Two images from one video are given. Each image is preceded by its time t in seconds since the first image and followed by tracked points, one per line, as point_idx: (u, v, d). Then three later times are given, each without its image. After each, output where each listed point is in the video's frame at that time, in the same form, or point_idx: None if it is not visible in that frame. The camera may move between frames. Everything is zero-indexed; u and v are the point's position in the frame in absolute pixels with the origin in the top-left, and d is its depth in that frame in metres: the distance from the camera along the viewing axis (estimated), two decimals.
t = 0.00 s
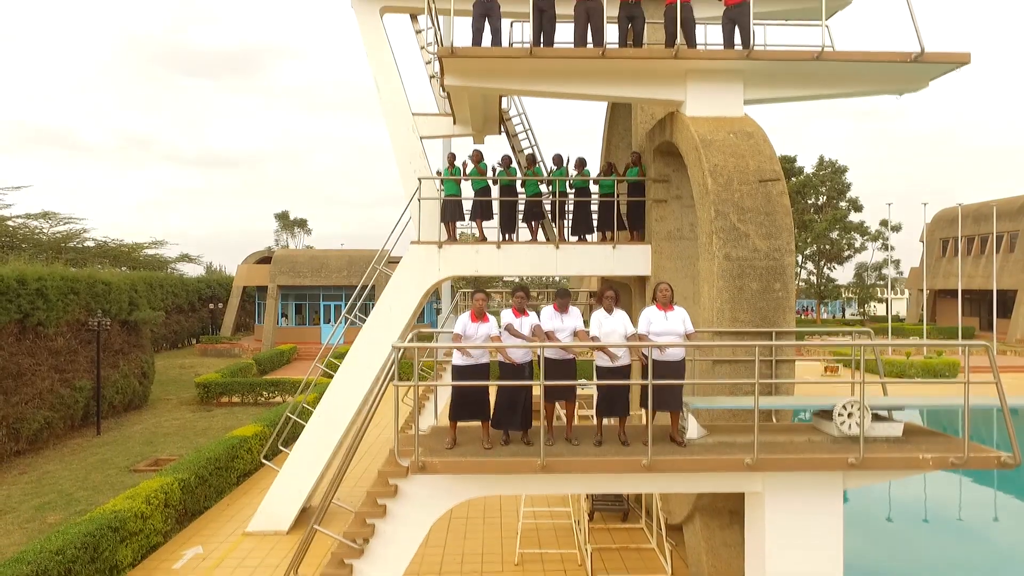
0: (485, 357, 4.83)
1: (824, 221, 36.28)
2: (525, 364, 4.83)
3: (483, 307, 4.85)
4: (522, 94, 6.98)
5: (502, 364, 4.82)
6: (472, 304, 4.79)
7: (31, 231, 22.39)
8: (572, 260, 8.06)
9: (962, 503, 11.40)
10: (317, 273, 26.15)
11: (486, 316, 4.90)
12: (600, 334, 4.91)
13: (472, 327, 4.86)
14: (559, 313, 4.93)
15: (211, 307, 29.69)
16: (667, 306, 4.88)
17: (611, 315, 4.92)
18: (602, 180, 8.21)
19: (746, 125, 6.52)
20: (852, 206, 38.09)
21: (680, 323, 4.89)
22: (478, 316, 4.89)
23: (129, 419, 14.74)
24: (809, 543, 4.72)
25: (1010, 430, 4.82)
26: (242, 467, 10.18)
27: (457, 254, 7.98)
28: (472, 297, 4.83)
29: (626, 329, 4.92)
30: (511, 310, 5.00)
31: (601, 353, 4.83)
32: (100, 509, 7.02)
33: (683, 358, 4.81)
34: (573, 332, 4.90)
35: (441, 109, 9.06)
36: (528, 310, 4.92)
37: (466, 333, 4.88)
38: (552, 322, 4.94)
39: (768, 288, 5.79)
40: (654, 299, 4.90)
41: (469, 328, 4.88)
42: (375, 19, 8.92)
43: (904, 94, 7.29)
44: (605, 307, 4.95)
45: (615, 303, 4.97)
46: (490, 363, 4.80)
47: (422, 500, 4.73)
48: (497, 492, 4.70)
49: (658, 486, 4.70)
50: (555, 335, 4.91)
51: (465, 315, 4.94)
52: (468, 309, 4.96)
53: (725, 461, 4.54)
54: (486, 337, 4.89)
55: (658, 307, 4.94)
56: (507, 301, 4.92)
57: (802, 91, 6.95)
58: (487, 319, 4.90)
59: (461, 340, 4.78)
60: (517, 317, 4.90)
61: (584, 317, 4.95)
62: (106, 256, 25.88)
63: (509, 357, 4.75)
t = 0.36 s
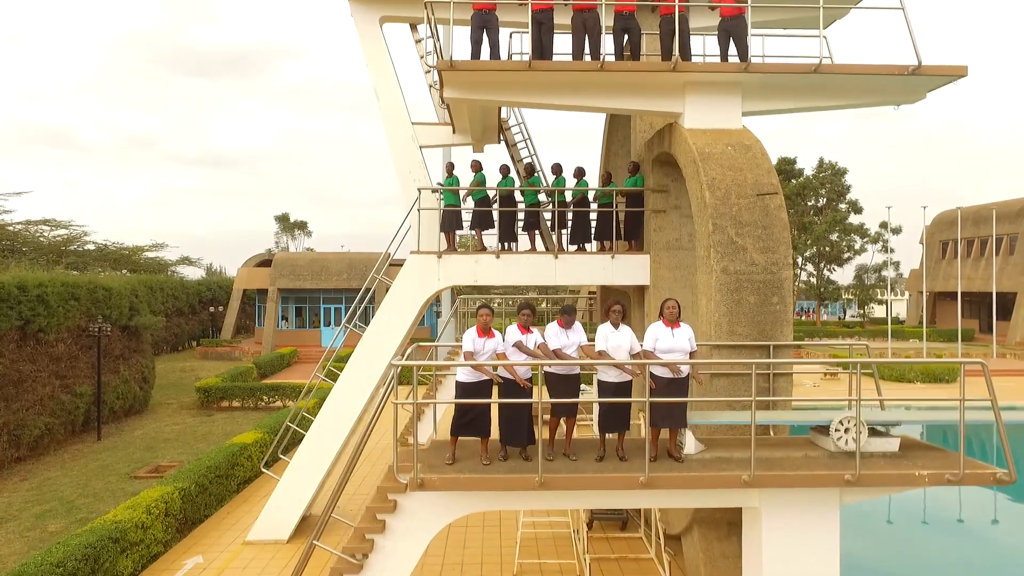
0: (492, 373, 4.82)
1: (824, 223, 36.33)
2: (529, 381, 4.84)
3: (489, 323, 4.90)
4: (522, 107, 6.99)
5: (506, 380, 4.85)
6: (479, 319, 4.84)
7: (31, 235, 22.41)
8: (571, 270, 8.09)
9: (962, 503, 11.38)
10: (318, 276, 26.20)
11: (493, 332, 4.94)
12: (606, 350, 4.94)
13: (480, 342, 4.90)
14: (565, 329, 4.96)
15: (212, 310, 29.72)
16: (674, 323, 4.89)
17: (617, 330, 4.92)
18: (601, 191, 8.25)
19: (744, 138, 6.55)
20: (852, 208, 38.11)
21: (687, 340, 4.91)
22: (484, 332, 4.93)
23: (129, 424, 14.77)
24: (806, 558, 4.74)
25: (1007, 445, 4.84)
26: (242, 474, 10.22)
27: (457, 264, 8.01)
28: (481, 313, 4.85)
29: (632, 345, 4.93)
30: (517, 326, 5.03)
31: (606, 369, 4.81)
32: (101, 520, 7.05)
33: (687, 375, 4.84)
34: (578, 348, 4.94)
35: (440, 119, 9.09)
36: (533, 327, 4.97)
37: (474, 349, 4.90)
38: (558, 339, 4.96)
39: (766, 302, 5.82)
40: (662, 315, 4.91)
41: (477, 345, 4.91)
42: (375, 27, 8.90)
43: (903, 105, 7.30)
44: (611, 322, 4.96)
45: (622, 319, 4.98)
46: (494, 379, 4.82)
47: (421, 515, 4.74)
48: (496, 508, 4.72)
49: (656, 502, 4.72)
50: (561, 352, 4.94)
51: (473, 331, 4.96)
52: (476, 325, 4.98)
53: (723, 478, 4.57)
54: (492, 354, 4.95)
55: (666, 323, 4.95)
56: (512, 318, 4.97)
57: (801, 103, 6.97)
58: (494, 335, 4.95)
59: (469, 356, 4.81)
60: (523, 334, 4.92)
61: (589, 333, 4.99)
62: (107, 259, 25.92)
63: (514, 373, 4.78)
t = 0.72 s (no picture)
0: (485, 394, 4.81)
1: (824, 225, 36.34)
2: (525, 400, 4.84)
3: (480, 342, 4.89)
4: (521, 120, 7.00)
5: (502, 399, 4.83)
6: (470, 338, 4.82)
7: (32, 240, 22.43)
8: (570, 282, 8.11)
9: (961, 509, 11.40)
10: (318, 280, 26.24)
11: (484, 350, 4.93)
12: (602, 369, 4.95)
13: (471, 361, 4.87)
14: (560, 348, 4.93)
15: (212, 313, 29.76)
16: (669, 342, 4.93)
17: (614, 350, 4.94)
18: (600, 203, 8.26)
19: (743, 152, 6.56)
20: (852, 210, 38.12)
21: (682, 359, 4.93)
22: (475, 350, 4.91)
23: (129, 431, 14.79)
24: None
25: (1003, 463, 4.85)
26: (242, 483, 10.25)
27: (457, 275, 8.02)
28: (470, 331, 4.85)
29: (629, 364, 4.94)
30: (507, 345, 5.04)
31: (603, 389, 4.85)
32: (101, 533, 7.07)
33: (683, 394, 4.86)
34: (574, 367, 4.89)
35: (439, 129, 9.10)
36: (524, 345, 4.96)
37: (464, 368, 4.88)
38: (552, 357, 4.93)
39: (764, 318, 5.83)
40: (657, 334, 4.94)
41: (467, 364, 4.89)
42: (374, 39, 8.93)
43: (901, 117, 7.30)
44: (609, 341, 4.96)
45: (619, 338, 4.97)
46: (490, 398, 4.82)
47: (419, 534, 4.75)
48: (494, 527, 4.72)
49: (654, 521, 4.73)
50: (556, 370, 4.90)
51: (463, 349, 4.96)
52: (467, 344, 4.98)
53: (720, 498, 4.58)
54: (483, 372, 4.90)
55: (661, 342, 4.99)
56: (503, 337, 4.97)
57: (799, 116, 6.97)
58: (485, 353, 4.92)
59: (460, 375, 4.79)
60: (512, 353, 4.96)
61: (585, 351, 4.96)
62: (108, 263, 25.98)
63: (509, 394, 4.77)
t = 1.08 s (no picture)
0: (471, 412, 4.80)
1: (826, 228, 36.30)
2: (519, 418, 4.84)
3: (462, 361, 4.88)
4: (522, 134, 6.99)
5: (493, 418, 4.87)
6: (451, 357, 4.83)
7: (34, 244, 22.44)
8: (571, 293, 8.11)
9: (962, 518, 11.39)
10: (319, 283, 26.26)
11: (465, 369, 4.92)
12: (592, 388, 4.95)
13: (452, 381, 4.88)
14: (550, 367, 4.97)
15: (214, 317, 29.79)
16: (655, 361, 4.91)
17: (604, 369, 4.93)
18: (601, 214, 8.25)
19: (743, 166, 6.56)
20: (854, 212, 38.09)
21: (668, 377, 4.91)
22: (457, 370, 4.91)
23: (131, 437, 14.80)
24: None
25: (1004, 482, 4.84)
26: (244, 492, 10.28)
27: (457, 286, 8.06)
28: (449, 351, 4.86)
29: (619, 384, 4.89)
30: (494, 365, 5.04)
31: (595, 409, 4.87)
32: (103, 546, 7.08)
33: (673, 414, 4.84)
34: (563, 387, 4.90)
35: (440, 140, 9.12)
36: (511, 364, 4.98)
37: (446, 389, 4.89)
38: (543, 376, 4.98)
39: (764, 334, 5.83)
40: (644, 353, 4.93)
41: (449, 384, 4.90)
42: (375, 50, 8.92)
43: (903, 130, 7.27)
44: (600, 360, 4.97)
45: (611, 357, 4.98)
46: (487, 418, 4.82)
47: (419, 554, 4.75)
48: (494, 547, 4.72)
49: (654, 541, 4.71)
50: (545, 390, 4.95)
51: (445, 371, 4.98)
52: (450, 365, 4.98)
53: (721, 519, 4.58)
54: (465, 392, 4.88)
55: (648, 361, 4.99)
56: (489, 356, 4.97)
57: (800, 130, 6.97)
58: (467, 372, 4.91)
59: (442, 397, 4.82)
60: (498, 373, 4.92)
61: (576, 370, 4.96)
62: (110, 266, 26.00)
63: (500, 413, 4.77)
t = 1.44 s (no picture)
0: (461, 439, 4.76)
1: (827, 230, 36.27)
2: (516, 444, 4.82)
3: (452, 386, 4.89)
4: (523, 150, 6.96)
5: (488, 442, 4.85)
6: (442, 382, 4.85)
7: (34, 249, 22.43)
8: (572, 307, 8.09)
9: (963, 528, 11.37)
10: (320, 288, 26.26)
11: (455, 394, 4.92)
12: (585, 413, 4.92)
13: (442, 406, 4.89)
14: (546, 391, 4.95)
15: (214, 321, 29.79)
16: (646, 386, 4.85)
17: (598, 394, 4.89)
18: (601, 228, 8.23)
19: (744, 184, 6.53)
20: (855, 215, 38.06)
21: (659, 402, 4.86)
22: (448, 395, 4.93)
23: (131, 445, 14.80)
24: None
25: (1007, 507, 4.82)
26: (244, 503, 10.27)
27: (457, 301, 8.04)
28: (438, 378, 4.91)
29: (614, 408, 4.87)
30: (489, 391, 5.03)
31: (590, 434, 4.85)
32: (102, 564, 7.07)
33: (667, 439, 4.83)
34: (557, 412, 4.87)
35: (440, 153, 9.11)
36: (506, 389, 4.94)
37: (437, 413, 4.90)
38: (539, 400, 4.96)
39: (765, 354, 5.81)
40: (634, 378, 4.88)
41: (439, 409, 4.91)
42: (376, 63, 8.89)
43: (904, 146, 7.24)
44: (594, 384, 4.92)
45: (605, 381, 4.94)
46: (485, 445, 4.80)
47: None
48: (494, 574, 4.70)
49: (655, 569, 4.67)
50: (538, 415, 4.94)
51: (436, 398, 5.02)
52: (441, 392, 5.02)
53: (722, 546, 4.54)
54: (455, 417, 4.87)
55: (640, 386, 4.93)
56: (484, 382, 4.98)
57: (801, 147, 6.95)
58: (456, 397, 4.91)
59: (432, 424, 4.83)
60: (493, 398, 4.90)
61: (569, 395, 4.92)
62: (110, 271, 25.98)
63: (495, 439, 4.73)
